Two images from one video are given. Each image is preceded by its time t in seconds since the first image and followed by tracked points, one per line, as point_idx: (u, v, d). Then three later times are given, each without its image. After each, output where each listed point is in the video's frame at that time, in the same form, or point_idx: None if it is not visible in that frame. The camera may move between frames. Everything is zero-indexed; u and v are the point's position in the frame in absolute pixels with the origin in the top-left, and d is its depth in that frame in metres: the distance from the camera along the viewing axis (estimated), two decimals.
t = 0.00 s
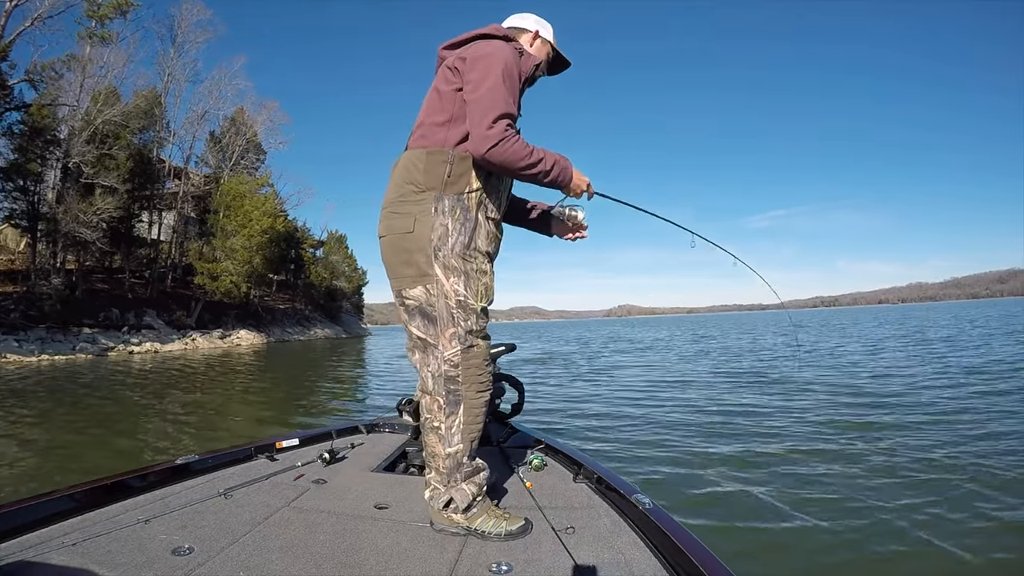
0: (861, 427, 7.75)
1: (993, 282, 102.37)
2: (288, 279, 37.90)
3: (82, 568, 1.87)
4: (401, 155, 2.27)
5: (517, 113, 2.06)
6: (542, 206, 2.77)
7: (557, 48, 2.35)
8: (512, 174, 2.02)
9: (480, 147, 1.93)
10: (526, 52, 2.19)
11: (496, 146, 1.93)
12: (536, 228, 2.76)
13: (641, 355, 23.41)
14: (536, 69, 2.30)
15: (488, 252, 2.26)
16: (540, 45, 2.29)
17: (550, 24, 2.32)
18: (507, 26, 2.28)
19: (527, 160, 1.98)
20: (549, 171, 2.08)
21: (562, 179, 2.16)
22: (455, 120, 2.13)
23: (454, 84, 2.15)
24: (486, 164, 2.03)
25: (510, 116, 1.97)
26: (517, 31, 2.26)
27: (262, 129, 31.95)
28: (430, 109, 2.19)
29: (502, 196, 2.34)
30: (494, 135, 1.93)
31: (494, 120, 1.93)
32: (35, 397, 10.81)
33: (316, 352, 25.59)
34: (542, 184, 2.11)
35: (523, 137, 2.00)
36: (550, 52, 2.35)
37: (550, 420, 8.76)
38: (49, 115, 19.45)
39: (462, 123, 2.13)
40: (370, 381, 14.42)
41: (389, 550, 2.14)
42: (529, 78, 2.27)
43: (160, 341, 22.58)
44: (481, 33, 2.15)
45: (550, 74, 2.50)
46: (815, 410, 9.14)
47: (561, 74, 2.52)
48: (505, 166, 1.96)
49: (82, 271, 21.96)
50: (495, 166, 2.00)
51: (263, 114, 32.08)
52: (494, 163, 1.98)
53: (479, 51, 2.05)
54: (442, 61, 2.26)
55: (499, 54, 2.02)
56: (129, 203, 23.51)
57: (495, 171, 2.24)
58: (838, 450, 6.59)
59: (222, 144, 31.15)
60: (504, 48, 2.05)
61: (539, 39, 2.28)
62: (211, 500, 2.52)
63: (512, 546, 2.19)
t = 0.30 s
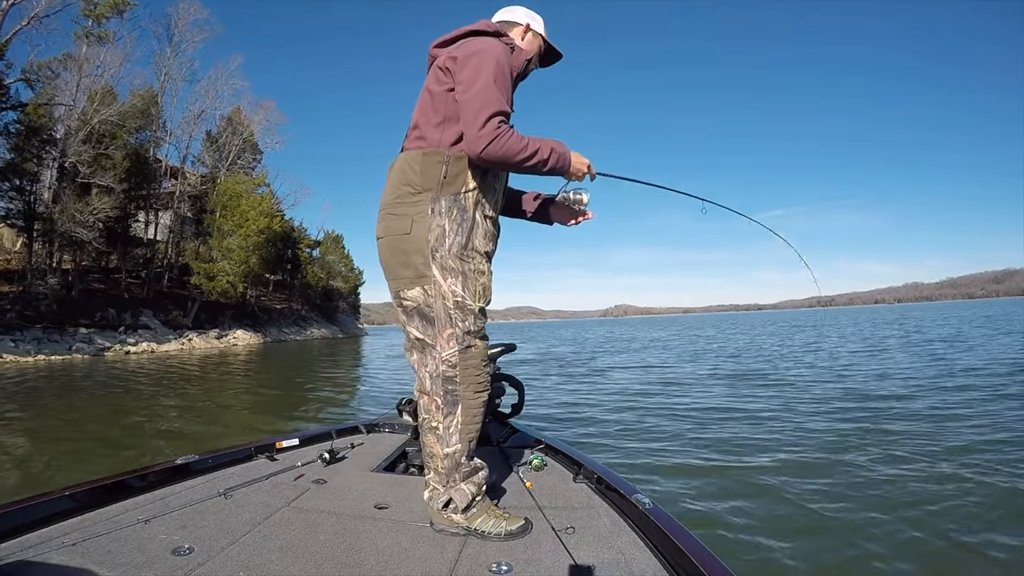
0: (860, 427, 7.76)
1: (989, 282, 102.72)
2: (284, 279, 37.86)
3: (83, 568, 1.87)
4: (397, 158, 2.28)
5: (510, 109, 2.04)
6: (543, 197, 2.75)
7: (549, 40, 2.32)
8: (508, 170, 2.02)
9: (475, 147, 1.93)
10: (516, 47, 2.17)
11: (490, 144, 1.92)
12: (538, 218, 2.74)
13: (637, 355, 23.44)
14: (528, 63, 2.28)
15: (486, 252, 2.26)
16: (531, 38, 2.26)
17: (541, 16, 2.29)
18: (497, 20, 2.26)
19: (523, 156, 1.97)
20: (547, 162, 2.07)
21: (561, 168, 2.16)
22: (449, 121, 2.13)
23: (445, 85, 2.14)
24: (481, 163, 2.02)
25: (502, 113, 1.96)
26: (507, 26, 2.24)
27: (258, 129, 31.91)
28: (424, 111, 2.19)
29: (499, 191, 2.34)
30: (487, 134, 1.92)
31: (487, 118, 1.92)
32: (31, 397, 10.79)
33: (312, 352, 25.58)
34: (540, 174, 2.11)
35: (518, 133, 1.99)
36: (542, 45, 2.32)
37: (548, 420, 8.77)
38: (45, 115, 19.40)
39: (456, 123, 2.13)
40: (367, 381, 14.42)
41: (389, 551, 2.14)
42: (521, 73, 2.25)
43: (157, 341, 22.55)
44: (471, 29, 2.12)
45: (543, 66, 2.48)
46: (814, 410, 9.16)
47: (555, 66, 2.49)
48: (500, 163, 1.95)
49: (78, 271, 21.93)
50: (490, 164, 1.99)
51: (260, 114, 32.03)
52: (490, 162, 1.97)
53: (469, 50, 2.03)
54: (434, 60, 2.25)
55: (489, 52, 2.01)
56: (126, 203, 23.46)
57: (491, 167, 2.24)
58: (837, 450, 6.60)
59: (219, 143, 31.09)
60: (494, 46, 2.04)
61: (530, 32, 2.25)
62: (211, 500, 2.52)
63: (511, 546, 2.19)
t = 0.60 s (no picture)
0: (859, 427, 7.78)
1: (985, 282, 102.96)
2: (281, 279, 37.83)
3: (83, 569, 1.87)
4: (392, 160, 2.28)
5: (503, 105, 2.04)
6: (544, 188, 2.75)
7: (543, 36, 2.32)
8: (503, 165, 2.02)
9: (467, 145, 1.94)
10: (509, 44, 2.17)
11: (482, 142, 1.92)
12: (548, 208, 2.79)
13: (634, 355, 23.48)
14: (522, 59, 2.28)
15: (484, 252, 2.26)
16: (524, 33, 2.26)
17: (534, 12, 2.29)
18: (490, 16, 2.26)
19: (515, 151, 1.97)
20: (541, 156, 2.07)
21: (556, 160, 2.16)
22: (443, 120, 2.13)
23: (437, 86, 2.14)
24: (475, 161, 2.03)
25: (494, 109, 1.96)
26: (500, 22, 2.24)
27: (255, 129, 31.85)
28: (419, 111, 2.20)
29: (495, 189, 2.34)
30: (479, 132, 1.92)
31: (478, 117, 1.93)
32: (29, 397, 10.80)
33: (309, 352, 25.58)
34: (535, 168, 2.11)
35: (511, 128, 1.99)
36: (536, 41, 2.32)
37: (546, 420, 8.79)
38: (42, 115, 19.39)
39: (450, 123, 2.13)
40: (365, 381, 14.46)
41: (389, 550, 2.14)
42: (515, 70, 2.25)
43: (154, 341, 22.53)
44: (461, 28, 2.12)
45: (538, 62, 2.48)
46: (812, 410, 9.18)
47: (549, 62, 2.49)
48: (493, 160, 1.95)
49: (74, 271, 21.91)
50: (484, 160, 1.99)
51: (257, 114, 31.99)
52: (483, 158, 1.97)
53: (460, 48, 2.04)
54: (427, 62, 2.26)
55: (481, 50, 2.01)
56: (123, 203, 23.41)
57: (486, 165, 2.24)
58: (836, 450, 6.62)
59: (216, 143, 31.04)
60: (486, 43, 2.04)
61: (523, 27, 2.25)
62: (211, 500, 2.52)
63: (512, 546, 2.19)
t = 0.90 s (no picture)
0: (859, 427, 7.79)
1: (984, 282, 102.98)
2: (278, 279, 37.85)
3: (83, 569, 1.87)
4: (391, 162, 2.29)
5: (496, 101, 2.04)
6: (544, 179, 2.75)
7: (537, 28, 2.31)
8: (498, 161, 2.02)
9: (461, 143, 1.93)
10: (502, 38, 2.16)
11: (476, 138, 1.92)
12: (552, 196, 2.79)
13: (632, 355, 23.49)
14: (516, 53, 2.27)
15: (483, 251, 2.25)
16: (517, 26, 2.25)
17: (527, 5, 2.28)
18: (483, 13, 2.26)
19: (510, 145, 1.96)
20: (537, 148, 2.06)
21: (553, 152, 2.16)
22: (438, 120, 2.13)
23: (432, 85, 2.14)
24: (470, 159, 2.03)
25: (487, 106, 1.96)
26: (492, 17, 2.24)
27: (253, 129, 31.87)
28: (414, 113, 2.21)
29: (495, 186, 2.34)
30: (472, 128, 1.91)
31: (471, 114, 1.93)
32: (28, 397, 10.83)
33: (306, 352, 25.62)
34: (531, 160, 2.10)
35: (505, 122, 1.99)
36: (530, 34, 2.32)
37: (545, 420, 8.79)
38: (39, 115, 19.42)
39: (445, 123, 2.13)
40: (363, 382, 14.48)
41: (389, 551, 2.14)
42: (510, 64, 2.25)
43: (150, 341, 22.58)
44: (453, 26, 2.13)
45: (533, 55, 2.47)
46: (811, 410, 9.18)
47: (544, 54, 2.48)
48: (488, 156, 1.95)
49: (72, 271, 21.95)
50: (479, 158, 1.99)
51: (254, 114, 31.99)
52: (478, 155, 1.97)
53: (452, 46, 2.04)
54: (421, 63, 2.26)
55: (472, 47, 2.01)
56: (119, 203, 23.43)
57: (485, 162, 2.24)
58: (836, 450, 6.62)
59: (213, 143, 31.03)
60: (477, 40, 2.04)
61: (515, 20, 2.24)
62: (211, 500, 2.52)
63: (511, 545, 2.19)
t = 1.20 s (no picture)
0: (858, 427, 7.80)
1: (980, 283, 103.28)
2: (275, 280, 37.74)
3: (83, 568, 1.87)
4: (391, 163, 2.29)
5: (492, 97, 2.04)
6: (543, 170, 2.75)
7: (528, 23, 2.31)
8: (497, 157, 2.02)
9: (459, 141, 1.94)
10: (493, 34, 2.16)
11: (474, 135, 1.92)
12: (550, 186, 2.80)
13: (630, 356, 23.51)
14: (509, 49, 2.27)
15: (486, 250, 2.25)
16: (509, 21, 2.25)
17: None
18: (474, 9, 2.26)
19: (508, 140, 1.96)
20: (533, 142, 2.07)
21: (550, 145, 2.16)
22: (436, 120, 2.14)
23: (427, 86, 2.15)
24: (469, 156, 2.03)
25: (484, 102, 1.95)
26: (484, 13, 2.24)
27: (250, 129, 31.79)
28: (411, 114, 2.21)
29: (495, 183, 2.34)
30: (470, 125, 1.91)
31: (468, 111, 1.92)
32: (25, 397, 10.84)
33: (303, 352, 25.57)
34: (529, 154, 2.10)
35: (501, 118, 1.99)
36: (522, 28, 2.31)
37: (543, 421, 8.81)
38: (35, 114, 19.35)
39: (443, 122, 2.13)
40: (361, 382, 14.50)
41: (389, 550, 2.14)
42: (502, 59, 2.25)
43: (147, 341, 22.51)
44: (445, 23, 2.13)
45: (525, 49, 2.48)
46: (809, 410, 9.21)
47: (537, 47, 2.48)
48: (486, 152, 1.95)
49: (68, 271, 21.89)
50: (478, 155, 1.99)
51: (251, 114, 31.91)
52: (477, 153, 1.97)
53: (445, 44, 2.04)
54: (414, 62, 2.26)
55: (465, 43, 2.01)
56: (116, 203, 23.34)
57: (483, 160, 2.24)
58: (834, 449, 6.64)
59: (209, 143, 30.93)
60: (470, 37, 2.04)
61: (507, 15, 2.24)
62: (211, 500, 2.52)
63: (511, 545, 2.19)
